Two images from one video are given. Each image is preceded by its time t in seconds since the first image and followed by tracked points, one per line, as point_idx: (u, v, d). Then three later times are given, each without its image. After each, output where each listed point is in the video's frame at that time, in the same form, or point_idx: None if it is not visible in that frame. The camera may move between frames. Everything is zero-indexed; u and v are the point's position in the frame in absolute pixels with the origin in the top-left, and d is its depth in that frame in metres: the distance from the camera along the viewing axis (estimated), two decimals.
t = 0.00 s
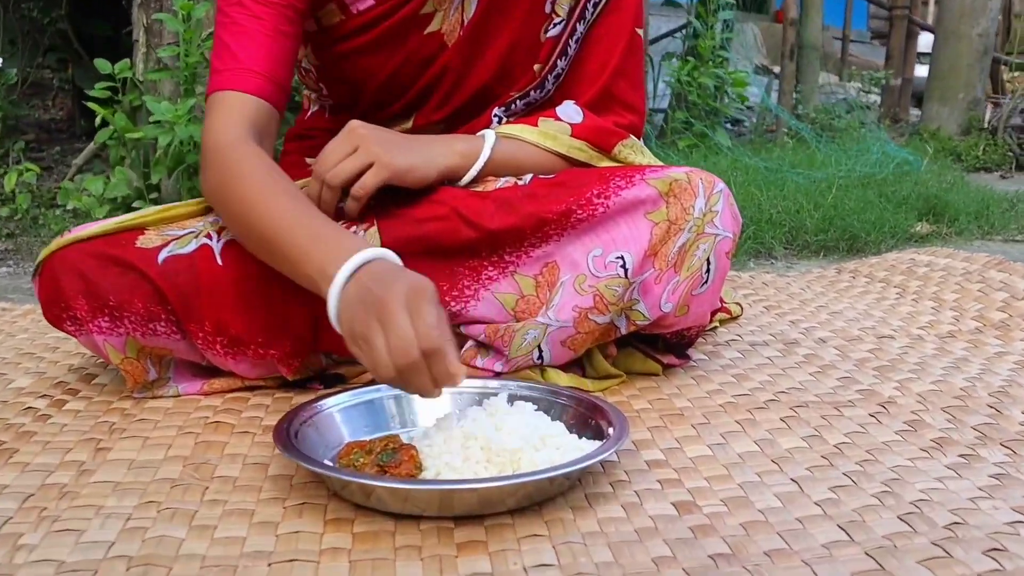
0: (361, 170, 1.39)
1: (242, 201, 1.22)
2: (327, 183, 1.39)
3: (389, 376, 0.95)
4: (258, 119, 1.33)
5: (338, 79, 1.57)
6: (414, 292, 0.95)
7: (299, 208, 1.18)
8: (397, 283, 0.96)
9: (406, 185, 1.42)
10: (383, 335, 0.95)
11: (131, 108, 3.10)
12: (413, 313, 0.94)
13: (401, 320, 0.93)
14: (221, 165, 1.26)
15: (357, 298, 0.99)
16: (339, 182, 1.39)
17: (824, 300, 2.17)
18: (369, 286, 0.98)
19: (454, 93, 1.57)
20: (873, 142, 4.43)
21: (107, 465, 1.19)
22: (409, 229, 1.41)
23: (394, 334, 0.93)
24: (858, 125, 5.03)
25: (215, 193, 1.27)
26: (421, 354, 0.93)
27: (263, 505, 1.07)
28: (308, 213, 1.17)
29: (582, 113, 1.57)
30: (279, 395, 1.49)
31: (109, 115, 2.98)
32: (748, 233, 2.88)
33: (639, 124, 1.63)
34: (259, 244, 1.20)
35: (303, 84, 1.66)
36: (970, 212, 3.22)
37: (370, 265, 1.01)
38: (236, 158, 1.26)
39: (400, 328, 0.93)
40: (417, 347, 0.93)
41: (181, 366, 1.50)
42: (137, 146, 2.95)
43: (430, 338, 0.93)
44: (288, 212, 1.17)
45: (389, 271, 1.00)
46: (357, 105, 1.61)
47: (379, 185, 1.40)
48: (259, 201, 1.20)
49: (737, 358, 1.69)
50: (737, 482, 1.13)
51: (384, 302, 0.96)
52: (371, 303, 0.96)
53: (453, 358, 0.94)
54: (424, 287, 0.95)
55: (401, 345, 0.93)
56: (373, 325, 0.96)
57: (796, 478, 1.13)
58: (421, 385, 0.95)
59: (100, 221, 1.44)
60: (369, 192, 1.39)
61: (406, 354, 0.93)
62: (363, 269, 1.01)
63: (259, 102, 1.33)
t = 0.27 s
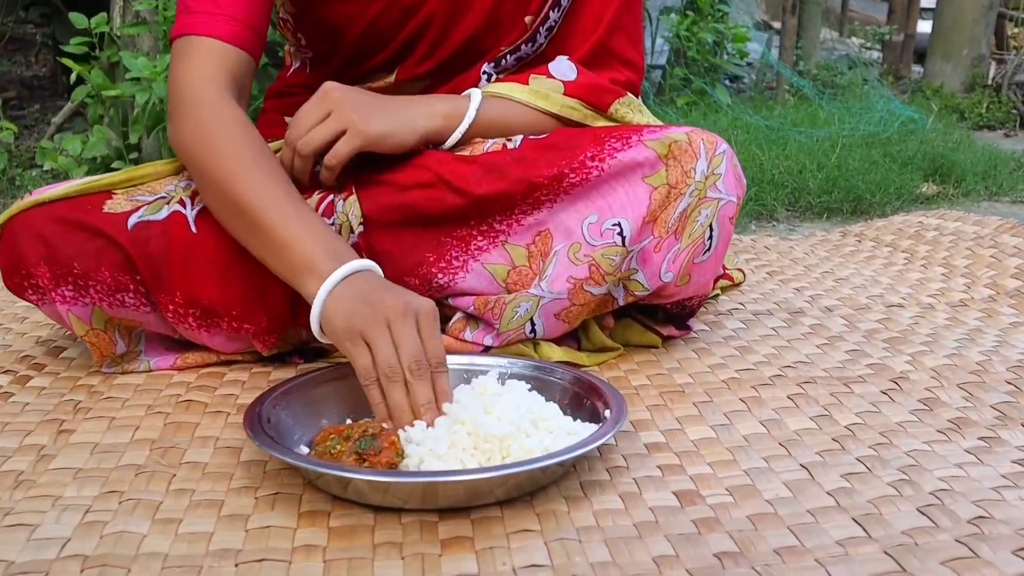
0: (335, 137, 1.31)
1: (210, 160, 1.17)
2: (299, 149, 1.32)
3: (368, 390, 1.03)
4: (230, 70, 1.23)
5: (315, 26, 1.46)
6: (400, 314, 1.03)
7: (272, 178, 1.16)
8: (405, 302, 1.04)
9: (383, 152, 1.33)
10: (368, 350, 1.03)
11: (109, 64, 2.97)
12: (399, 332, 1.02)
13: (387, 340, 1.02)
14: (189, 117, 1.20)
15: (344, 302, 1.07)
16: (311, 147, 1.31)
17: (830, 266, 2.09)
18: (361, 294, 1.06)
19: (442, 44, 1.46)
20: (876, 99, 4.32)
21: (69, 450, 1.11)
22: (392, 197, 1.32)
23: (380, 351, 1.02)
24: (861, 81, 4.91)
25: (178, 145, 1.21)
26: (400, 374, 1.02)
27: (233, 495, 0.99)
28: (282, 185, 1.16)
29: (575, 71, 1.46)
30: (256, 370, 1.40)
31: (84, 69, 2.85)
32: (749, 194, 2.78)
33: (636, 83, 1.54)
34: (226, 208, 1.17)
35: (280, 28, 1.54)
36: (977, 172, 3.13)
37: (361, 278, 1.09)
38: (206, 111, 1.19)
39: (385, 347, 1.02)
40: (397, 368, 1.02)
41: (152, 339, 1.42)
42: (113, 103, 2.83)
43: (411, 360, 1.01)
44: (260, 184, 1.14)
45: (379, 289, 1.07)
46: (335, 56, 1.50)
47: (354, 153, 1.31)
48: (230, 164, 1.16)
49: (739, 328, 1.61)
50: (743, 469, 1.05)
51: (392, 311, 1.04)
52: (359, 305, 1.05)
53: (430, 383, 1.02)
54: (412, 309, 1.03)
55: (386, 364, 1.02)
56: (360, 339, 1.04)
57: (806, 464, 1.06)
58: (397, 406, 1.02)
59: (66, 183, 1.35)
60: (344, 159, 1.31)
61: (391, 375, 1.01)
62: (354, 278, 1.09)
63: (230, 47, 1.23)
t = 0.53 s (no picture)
0: (340, 105, 1.22)
1: (197, 122, 1.08)
2: (302, 119, 1.23)
3: (328, 358, 0.89)
4: (224, 26, 1.18)
5: None
6: (377, 274, 0.87)
7: (259, 149, 1.05)
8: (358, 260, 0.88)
9: (391, 121, 1.24)
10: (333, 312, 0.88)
11: (99, 34, 2.87)
12: (371, 294, 0.87)
13: (356, 300, 0.87)
14: (181, 75, 1.11)
15: (311, 260, 0.92)
16: (315, 118, 1.22)
17: (850, 244, 2.02)
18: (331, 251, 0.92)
19: (452, 11, 1.38)
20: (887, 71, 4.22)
21: (56, 443, 1.04)
22: (398, 165, 1.24)
23: (345, 314, 0.87)
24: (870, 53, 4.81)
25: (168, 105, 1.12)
26: (368, 343, 0.87)
27: (233, 495, 0.91)
28: (268, 157, 1.05)
29: (592, 37, 1.37)
30: (255, 355, 1.33)
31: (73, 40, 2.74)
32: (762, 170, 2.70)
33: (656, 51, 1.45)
34: (204, 174, 1.07)
35: None
36: (994, 146, 3.05)
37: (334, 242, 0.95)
38: (204, 75, 1.11)
39: (353, 309, 0.87)
40: (365, 336, 0.87)
41: (145, 321, 1.35)
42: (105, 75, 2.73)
43: (383, 328, 0.87)
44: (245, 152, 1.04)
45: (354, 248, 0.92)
46: (340, 22, 1.41)
47: (360, 122, 1.23)
48: (218, 129, 1.06)
49: (763, 310, 1.53)
50: (780, 464, 0.98)
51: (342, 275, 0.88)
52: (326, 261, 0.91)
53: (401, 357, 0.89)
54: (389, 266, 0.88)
55: (351, 330, 0.87)
56: (324, 299, 0.89)
57: (846, 459, 0.99)
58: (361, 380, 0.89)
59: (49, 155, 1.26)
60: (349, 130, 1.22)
61: (355, 342, 0.87)
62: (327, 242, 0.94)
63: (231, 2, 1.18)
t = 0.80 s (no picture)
0: (348, 72, 1.16)
1: (193, 97, 1.04)
2: (308, 87, 1.17)
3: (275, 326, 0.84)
4: None
5: None
6: (324, 239, 0.82)
7: (257, 115, 1.01)
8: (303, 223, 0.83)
9: (403, 90, 1.18)
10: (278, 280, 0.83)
11: (96, 3, 2.79)
12: (317, 262, 0.82)
13: (297, 270, 0.82)
14: (173, 40, 1.10)
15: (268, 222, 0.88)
16: (321, 86, 1.17)
17: (872, 219, 1.96)
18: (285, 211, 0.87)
19: None
20: (900, 43, 4.14)
21: (57, 430, 0.99)
22: (410, 135, 1.18)
23: (288, 283, 0.82)
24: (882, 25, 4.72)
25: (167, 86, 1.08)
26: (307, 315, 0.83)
27: (244, 486, 0.87)
28: (267, 122, 1.00)
29: (613, 5, 1.30)
30: (263, 334, 1.27)
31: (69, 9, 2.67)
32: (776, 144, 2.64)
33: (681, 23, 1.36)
34: (206, 149, 1.02)
35: None
36: (1013, 120, 2.98)
37: (308, 186, 0.89)
38: (199, 49, 1.07)
39: (295, 278, 0.82)
40: (303, 308, 0.82)
41: (147, 300, 1.29)
42: (102, 45, 2.65)
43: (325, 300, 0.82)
44: (243, 120, 1.00)
45: (310, 207, 0.86)
46: None
47: (370, 91, 1.17)
48: (214, 101, 1.02)
49: (787, 289, 1.48)
50: (819, 453, 0.93)
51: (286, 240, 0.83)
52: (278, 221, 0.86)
53: (345, 329, 0.84)
54: (339, 231, 0.83)
55: (291, 300, 0.82)
56: (271, 263, 0.84)
57: (888, 447, 0.94)
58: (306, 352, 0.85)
59: (43, 128, 1.20)
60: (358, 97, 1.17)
61: (293, 316, 0.83)
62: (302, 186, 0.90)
63: None
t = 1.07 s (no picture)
0: (357, 49, 1.11)
1: (204, 76, 0.98)
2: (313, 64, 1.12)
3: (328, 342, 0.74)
4: None
5: None
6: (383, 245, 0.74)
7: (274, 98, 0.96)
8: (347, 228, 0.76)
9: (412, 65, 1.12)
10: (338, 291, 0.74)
11: None
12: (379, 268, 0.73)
13: (352, 278, 0.72)
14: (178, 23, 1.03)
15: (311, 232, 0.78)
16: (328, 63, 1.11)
17: (891, 194, 1.90)
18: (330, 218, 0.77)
19: None
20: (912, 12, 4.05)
21: (54, 418, 0.94)
22: (422, 117, 1.13)
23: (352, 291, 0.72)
24: None
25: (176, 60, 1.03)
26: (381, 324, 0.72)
27: (251, 479, 0.82)
28: (283, 104, 0.96)
29: None
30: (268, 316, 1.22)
31: None
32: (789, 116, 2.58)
33: None
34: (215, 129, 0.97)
35: None
36: None
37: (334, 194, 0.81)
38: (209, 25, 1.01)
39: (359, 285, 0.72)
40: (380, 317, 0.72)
41: (147, 283, 1.25)
42: (97, 14, 2.58)
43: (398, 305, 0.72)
44: (260, 102, 0.95)
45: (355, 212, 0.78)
46: None
47: (379, 67, 1.11)
48: (226, 80, 0.97)
49: (808, 268, 1.43)
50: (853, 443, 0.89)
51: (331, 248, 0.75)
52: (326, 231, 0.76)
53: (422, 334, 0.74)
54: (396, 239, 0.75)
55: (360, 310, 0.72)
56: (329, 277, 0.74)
57: (925, 437, 0.89)
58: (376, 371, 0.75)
59: (36, 106, 1.15)
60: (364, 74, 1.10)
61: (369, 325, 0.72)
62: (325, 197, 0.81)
63: None
